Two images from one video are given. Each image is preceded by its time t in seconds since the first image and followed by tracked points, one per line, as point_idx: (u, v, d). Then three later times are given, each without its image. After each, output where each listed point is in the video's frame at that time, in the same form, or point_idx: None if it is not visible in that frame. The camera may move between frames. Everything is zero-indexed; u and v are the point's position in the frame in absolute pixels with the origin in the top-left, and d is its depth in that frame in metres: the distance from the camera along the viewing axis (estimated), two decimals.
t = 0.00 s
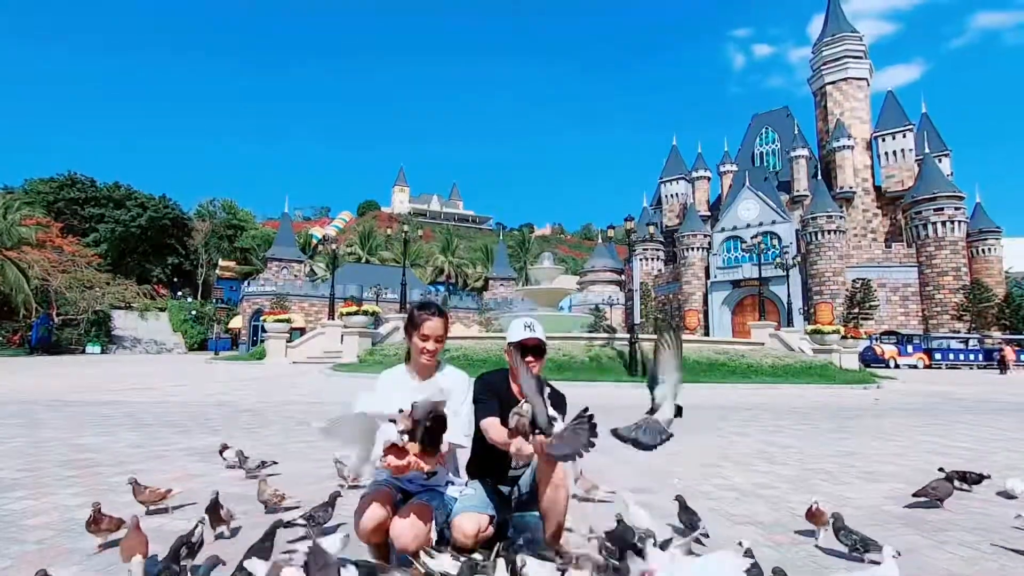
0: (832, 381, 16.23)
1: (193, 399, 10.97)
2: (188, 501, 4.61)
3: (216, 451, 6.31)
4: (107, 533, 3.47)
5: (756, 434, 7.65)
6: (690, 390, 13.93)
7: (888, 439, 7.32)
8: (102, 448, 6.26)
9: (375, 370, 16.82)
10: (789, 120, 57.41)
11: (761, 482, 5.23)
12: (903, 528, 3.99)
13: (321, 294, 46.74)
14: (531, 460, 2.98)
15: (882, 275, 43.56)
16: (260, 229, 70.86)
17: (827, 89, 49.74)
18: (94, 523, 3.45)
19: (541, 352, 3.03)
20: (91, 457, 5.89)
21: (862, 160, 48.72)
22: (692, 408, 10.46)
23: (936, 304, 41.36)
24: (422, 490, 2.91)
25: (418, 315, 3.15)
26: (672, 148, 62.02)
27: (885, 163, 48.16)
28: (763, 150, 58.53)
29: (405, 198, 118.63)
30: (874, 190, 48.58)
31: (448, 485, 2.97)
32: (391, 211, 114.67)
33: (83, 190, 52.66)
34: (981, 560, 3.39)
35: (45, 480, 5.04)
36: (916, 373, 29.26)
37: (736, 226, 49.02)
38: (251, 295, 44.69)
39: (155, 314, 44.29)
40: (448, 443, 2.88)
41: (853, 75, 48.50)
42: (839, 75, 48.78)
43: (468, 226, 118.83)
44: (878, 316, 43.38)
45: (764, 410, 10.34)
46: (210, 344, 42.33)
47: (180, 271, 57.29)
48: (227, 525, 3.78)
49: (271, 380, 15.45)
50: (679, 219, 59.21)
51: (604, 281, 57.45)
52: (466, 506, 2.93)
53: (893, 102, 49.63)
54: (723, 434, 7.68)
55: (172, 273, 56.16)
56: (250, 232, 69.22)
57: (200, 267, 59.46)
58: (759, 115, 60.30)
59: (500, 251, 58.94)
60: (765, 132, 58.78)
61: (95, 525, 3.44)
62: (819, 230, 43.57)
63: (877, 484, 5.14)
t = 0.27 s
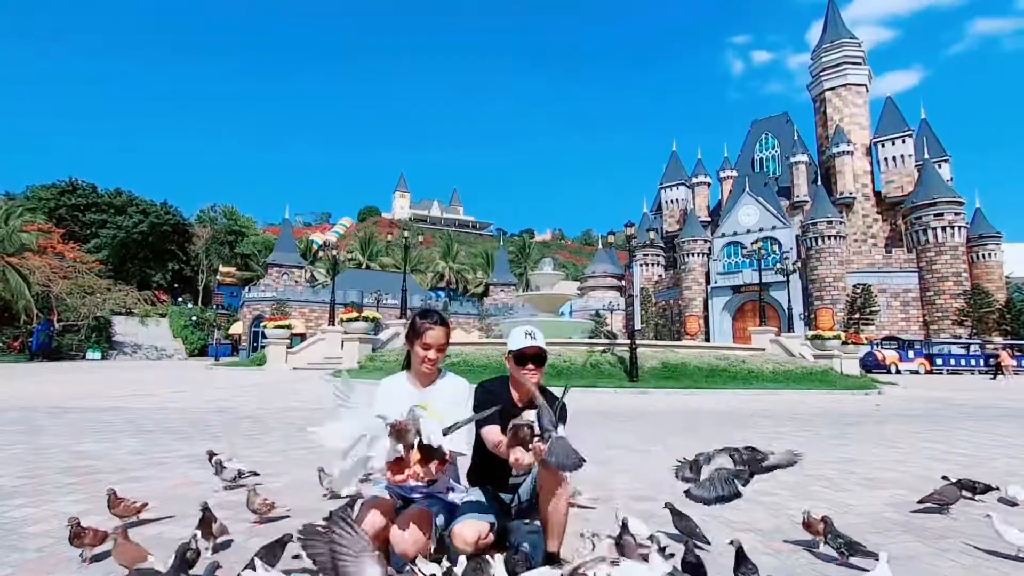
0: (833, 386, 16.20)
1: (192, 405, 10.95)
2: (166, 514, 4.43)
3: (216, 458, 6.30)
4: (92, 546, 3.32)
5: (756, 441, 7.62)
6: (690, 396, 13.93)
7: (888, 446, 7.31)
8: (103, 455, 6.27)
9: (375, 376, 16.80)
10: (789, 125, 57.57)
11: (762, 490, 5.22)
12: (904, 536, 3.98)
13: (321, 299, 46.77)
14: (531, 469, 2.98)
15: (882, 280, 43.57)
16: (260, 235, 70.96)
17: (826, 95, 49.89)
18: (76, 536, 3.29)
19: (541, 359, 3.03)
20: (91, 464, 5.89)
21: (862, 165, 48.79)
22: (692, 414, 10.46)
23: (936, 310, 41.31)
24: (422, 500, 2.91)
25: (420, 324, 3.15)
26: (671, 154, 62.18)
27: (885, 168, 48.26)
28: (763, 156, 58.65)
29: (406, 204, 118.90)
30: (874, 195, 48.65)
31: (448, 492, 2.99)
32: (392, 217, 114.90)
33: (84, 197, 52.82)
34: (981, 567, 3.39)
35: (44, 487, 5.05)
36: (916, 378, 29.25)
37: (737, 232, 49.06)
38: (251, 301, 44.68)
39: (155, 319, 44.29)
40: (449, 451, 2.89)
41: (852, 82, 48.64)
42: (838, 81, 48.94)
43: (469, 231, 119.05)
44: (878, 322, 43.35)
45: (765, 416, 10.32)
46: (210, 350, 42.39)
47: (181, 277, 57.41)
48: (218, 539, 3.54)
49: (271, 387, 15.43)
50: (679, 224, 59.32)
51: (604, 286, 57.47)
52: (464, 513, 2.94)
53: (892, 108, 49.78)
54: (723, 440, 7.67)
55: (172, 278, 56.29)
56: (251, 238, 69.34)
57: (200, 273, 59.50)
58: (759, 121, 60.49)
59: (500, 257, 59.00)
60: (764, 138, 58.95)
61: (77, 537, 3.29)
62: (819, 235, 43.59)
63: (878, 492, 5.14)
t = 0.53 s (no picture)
0: (834, 393, 16.18)
1: (192, 410, 10.95)
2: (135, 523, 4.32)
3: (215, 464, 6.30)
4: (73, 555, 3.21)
5: (756, 447, 7.61)
6: (690, 403, 13.92)
7: (888, 452, 7.30)
8: (103, 460, 6.27)
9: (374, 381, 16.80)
10: (789, 132, 57.72)
11: (761, 496, 5.21)
12: (904, 542, 3.97)
13: (321, 305, 46.77)
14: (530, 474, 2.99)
15: (883, 286, 43.54)
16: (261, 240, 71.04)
17: (826, 101, 50.05)
18: (59, 545, 3.20)
19: (540, 365, 3.03)
20: (91, 469, 5.89)
21: (862, 171, 48.88)
22: (692, 420, 10.45)
23: (937, 316, 41.26)
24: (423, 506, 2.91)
25: (419, 330, 3.16)
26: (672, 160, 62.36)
27: (885, 175, 48.35)
28: (763, 162, 58.78)
29: (407, 209, 119.08)
30: (875, 202, 48.70)
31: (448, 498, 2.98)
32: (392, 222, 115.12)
33: (86, 202, 53.00)
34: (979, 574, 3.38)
35: (44, 492, 5.05)
36: (918, 385, 29.19)
37: (737, 238, 49.09)
38: (252, 306, 44.66)
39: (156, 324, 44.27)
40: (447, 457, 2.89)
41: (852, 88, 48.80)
42: (838, 88, 49.11)
43: (469, 237, 119.17)
44: (879, 328, 43.27)
45: (765, 422, 10.30)
46: (211, 355, 42.45)
47: (182, 282, 57.49)
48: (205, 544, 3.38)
49: (271, 392, 15.41)
50: (680, 230, 59.39)
51: (605, 292, 57.49)
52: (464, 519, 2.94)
53: (892, 114, 49.90)
54: (723, 447, 7.66)
55: (173, 284, 56.36)
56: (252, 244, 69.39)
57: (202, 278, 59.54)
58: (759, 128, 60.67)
59: (501, 262, 59.04)
60: (764, 144, 59.10)
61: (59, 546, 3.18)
62: (819, 241, 43.61)
63: (878, 498, 5.13)
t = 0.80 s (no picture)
0: (836, 396, 16.14)
1: (194, 413, 10.96)
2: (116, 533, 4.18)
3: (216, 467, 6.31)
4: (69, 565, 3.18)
5: (757, 450, 7.60)
6: (692, 406, 13.90)
7: (890, 455, 7.28)
8: (104, 463, 6.28)
9: (376, 385, 16.81)
10: (790, 135, 57.74)
11: (763, 499, 5.20)
12: (906, 545, 3.97)
13: (323, 308, 46.83)
14: (531, 477, 2.99)
15: (885, 289, 43.46)
16: (263, 244, 71.13)
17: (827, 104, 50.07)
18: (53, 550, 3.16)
19: (539, 366, 3.04)
20: (93, 472, 5.90)
21: (863, 174, 48.85)
22: (693, 423, 10.44)
23: (939, 319, 41.17)
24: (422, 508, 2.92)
25: (418, 331, 3.17)
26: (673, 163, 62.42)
27: (886, 177, 48.32)
28: (764, 165, 58.77)
29: (408, 213, 119.22)
30: (876, 204, 48.67)
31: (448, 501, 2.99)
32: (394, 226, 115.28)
33: (89, 206, 53.18)
34: None
35: (45, 495, 5.06)
36: (920, 388, 29.14)
37: (738, 241, 49.07)
38: (254, 309, 44.66)
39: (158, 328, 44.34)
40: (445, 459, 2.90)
41: (853, 91, 48.82)
42: (838, 91, 49.13)
43: (471, 240, 119.27)
44: (881, 331, 43.18)
45: (767, 425, 10.29)
46: (213, 359, 42.56)
47: (184, 285, 57.60)
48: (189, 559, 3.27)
49: (272, 395, 15.42)
50: (681, 233, 59.38)
51: (606, 295, 57.49)
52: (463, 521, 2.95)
53: (893, 117, 49.90)
54: (723, 450, 7.65)
55: (175, 287, 56.44)
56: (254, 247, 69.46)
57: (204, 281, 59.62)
58: (760, 131, 60.72)
59: (502, 266, 59.06)
60: (765, 147, 59.13)
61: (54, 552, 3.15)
62: (821, 244, 43.57)
63: (880, 501, 5.12)
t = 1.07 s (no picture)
0: (834, 399, 16.15)
1: (191, 416, 10.94)
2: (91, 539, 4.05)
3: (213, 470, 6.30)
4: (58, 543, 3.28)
5: (755, 453, 7.60)
6: (690, 409, 13.91)
7: (887, 458, 7.29)
8: (102, 465, 6.27)
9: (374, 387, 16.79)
10: (788, 138, 57.94)
11: (760, 501, 5.21)
12: (902, 548, 3.98)
13: (321, 311, 46.81)
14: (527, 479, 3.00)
15: (882, 292, 43.51)
16: (261, 246, 71.09)
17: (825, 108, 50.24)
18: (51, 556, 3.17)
19: (536, 368, 3.05)
20: (90, 474, 5.89)
21: (861, 178, 48.98)
22: (691, 426, 10.44)
23: (937, 322, 41.23)
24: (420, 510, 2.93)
25: (415, 332, 3.18)
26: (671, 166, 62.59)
27: (884, 181, 48.46)
28: (762, 168, 58.93)
29: (407, 215, 119.30)
30: (874, 208, 48.81)
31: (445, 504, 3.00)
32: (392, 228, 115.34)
33: (87, 208, 53.16)
34: None
35: (42, 497, 5.05)
36: (917, 391, 29.18)
37: (737, 244, 49.17)
38: (252, 312, 44.59)
39: (156, 330, 44.26)
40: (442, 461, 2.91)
41: (851, 95, 49.00)
42: (836, 95, 49.30)
43: (469, 243, 119.34)
44: (879, 334, 43.22)
45: (765, 428, 10.29)
46: (210, 361, 42.55)
47: (182, 288, 57.55)
48: (168, 573, 3.19)
49: (270, 397, 15.40)
50: (679, 236, 59.48)
51: (605, 298, 57.56)
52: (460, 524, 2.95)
53: (890, 121, 50.08)
54: (721, 453, 7.65)
55: (173, 289, 56.40)
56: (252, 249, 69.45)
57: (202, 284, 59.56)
58: (757, 134, 60.90)
59: (501, 268, 59.08)
60: (764, 151, 59.30)
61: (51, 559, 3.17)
62: (819, 247, 43.66)
63: (878, 504, 5.12)
